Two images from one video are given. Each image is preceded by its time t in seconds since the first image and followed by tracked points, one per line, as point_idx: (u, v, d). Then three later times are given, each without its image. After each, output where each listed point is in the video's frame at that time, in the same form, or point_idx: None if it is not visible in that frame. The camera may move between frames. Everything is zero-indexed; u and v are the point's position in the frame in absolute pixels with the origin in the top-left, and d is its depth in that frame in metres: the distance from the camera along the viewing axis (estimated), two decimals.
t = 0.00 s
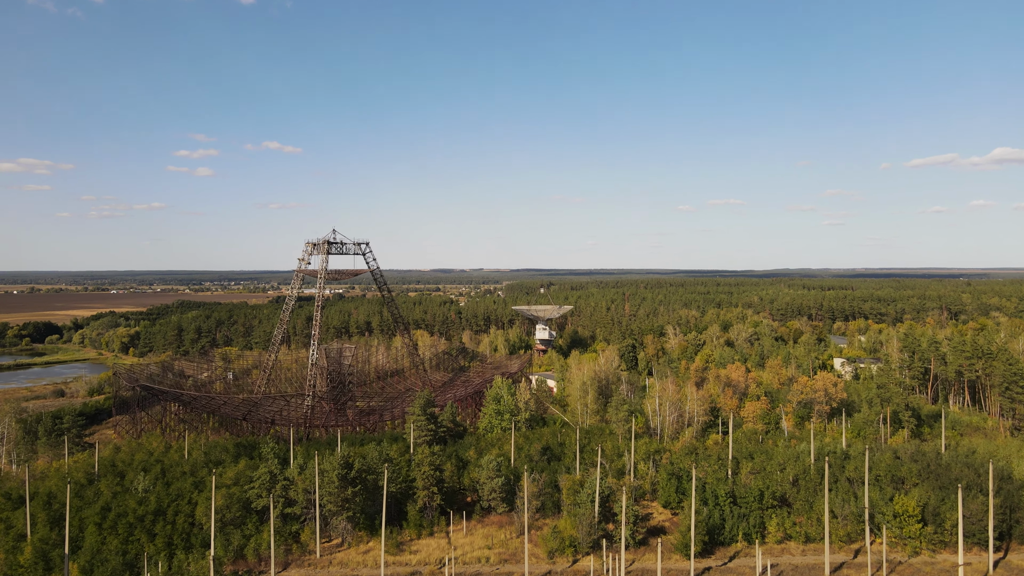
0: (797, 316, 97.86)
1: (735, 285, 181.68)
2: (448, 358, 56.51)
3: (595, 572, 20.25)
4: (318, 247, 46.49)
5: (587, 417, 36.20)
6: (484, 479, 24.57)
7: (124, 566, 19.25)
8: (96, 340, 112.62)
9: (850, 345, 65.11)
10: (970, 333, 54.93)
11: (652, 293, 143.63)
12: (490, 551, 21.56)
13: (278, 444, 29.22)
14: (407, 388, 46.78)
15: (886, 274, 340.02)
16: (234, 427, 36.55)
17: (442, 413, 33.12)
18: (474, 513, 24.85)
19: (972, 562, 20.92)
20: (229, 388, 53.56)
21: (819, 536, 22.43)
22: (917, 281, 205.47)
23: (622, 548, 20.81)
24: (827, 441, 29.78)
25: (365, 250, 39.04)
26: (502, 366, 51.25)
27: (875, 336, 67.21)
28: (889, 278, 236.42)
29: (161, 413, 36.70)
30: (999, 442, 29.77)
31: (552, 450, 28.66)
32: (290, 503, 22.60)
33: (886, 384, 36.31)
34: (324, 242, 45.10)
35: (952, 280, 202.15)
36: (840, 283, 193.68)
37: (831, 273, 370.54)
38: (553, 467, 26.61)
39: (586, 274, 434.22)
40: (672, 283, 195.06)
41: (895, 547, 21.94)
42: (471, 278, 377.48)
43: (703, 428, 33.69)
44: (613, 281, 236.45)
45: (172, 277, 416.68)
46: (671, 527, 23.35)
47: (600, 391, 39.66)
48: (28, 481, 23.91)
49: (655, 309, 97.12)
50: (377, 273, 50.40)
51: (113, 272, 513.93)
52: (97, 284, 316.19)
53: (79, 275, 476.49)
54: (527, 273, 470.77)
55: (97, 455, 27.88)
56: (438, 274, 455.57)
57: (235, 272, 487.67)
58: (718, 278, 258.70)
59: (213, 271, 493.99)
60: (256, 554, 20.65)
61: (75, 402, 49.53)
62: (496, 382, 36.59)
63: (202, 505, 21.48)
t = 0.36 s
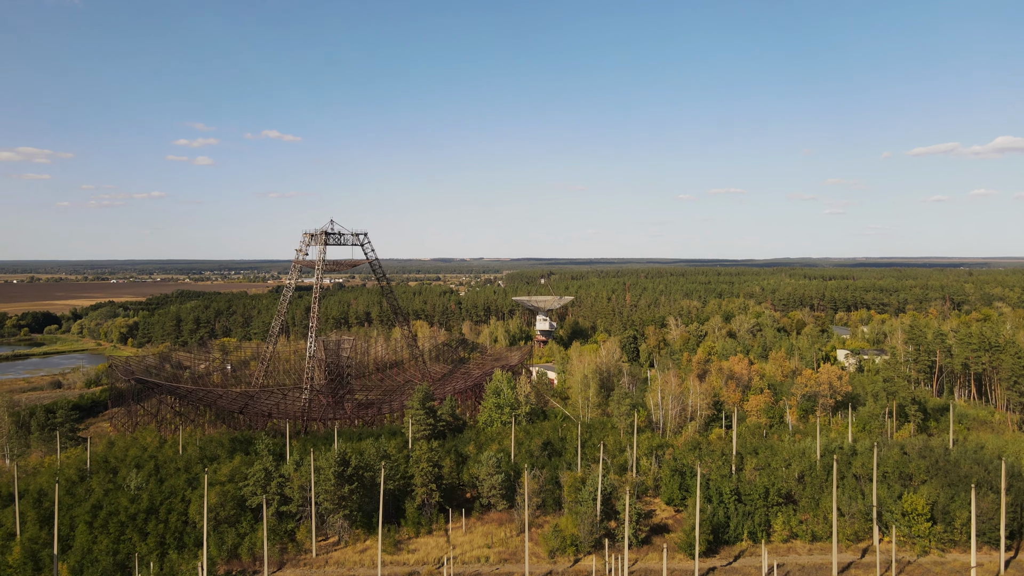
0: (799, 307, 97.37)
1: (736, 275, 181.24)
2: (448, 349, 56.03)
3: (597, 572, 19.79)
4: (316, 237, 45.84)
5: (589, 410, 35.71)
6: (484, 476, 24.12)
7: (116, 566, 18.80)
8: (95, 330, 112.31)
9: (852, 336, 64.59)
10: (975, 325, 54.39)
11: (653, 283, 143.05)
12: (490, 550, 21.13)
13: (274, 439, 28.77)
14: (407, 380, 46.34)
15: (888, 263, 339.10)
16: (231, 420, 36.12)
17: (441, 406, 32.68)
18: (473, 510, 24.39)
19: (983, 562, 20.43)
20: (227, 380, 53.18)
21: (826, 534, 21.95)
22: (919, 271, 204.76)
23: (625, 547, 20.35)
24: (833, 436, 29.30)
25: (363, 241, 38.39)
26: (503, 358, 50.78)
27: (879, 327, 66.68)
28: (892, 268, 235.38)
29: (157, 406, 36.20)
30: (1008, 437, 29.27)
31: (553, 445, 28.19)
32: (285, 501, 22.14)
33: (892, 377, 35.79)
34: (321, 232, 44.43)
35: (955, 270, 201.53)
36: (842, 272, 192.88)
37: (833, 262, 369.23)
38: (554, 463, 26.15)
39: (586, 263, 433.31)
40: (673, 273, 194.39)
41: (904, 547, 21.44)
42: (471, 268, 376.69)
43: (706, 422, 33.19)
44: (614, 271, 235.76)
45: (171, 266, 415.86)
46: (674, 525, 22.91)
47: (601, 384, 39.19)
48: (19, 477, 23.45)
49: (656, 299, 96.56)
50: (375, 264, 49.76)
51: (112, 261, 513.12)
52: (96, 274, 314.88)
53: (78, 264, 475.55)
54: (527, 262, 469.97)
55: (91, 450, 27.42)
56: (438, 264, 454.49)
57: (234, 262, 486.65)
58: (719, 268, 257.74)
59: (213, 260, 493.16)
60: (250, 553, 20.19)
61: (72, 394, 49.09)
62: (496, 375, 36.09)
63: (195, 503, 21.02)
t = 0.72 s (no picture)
0: (801, 298, 96.87)
1: (737, 265, 180.67)
2: (447, 341, 55.54)
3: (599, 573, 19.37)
4: (314, 229, 45.24)
5: (590, 404, 35.28)
6: (483, 472, 23.69)
7: (107, 566, 18.37)
8: (94, 321, 111.87)
9: (855, 328, 64.15)
10: (980, 316, 53.85)
11: (654, 273, 142.37)
12: (489, 549, 20.72)
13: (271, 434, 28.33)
14: (406, 373, 45.92)
15: (889, 254, 338.32)
16: (228, 414, 35.70)
17: (440, 400, 32.27)
18: (473, 507, 23.97)
19: (992, 563, 20.03)
20: (225, 372, 52.75)
21: (832, 533, 21.51)
22: (921, 261, 204.27)
23: (628, 546, 19.92)
24: (838, 431, 28.85)
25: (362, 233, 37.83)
26: (503, 351, 50.29)
27: (882, 318, 66.17)
28: (893, 258, 234.69)
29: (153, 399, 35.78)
30: (1016, 432, 28.81)
31: (554, 440, 27.74)
32: (281, 499, 21.71)
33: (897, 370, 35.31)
34: (319, 223, 43.85)
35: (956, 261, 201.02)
36: (843, 262, 192.09)
37: (833, 252, 368.82)
38: (555, 459, 25.71)
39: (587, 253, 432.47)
40: (673, 263, 193.84)
41: (912, 546, 20.98)
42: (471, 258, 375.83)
43: (709, 416, 32.72)
44: (615, 261, 235.13)
45: (171, 256, 415.07)
46: (677, 523, 22.48)
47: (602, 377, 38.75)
48: (9, 475, 22.99)
49: (657, 290, 95.97)
50: (374, 255, 49.18)
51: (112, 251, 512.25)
52: (95, 263, 314.20)
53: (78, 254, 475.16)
54: (528, 252, 469.14)
55: (84, 446, 26.97)
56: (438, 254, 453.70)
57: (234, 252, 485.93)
58: (719, 258, 256.81)
59: (212, 250, 492.40)
60: (244, 553, 19.76)
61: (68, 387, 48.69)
62: (496, 368, 35.65)
63: (189, 502, 20.58)
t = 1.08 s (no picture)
0: (803, 287, 96.19)
1: (737, 254, 180.03)
2: (446, 332, 55.00)
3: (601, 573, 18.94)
4: (311, 219, 44.54)
5: (591, 397, 34.78)
6: (483, 469, 23.23)
7: (96, 568, 17.91)
8: (92, 311, 111.33)
9: (858, 318, 63.63)
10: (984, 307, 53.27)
11: (655, 262, 141.73)
12: (488, 548, 20.28)
13: (268, 430, 27.88)
14: (404, 365, 45.45)
15: (891, 243, 337.29)
16: (225, 407, 35.26)
17: (439, 394, 31.82)
18: (472, 504, 23.53)
19: (1004, 563, 19.58)
20: (222, 363, 52.27)
21: (839, 532, 21.06)
22: (923, 250, 203.47)
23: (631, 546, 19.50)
24: (844, 425, 28.36)
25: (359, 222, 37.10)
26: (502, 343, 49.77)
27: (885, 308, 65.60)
28: (895, 247, 233.84)
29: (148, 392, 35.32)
30: None
31: (554, 436, 27.26)
32: (276, 497, 21.24)
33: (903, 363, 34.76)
34: (317, 213, 43.15)
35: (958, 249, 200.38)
36: (844, 251, 191.36)
37: (834, 241, 367.83)
38: (556, 455, 25.23)
39: (587, 242, 431.18)
40: (675, 253, 193.01)
41: (921, 546, 20.52)
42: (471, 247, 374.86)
43: (712, 410, 32.23)
44: (616, 249, 234.07)
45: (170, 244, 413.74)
46: (681, 522, 22.05)
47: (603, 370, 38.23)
48: None
49: (659, 279, 95.36)
50: (372, 245, 48.51)
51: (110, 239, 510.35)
52: (94, 252, 313.10)
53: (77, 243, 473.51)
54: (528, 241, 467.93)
55: (76, 441, 26.47)
56: (438, 242, 452.56)
57: (233, 240, 484.41)
58: (720, 247, 255.83)
59: (212, 239, 491.11)
60: (238, 553, 19.32)
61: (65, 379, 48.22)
62: (495, 360, 35.10)
63: (182, 501, 20.14)
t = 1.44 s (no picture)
0: (805, 278, 95.59)
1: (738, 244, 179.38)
2: (446, 324, 54.48)
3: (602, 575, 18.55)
4: (308, 210, 43.89)
5: (592, 391, 34.29)
6: (482, 466, 22.81)
7: (86, 570, 17.51)
8: (90, 301, 110.82)
9: (861, 310, 63.04)
10: (988, 299, 52.81)
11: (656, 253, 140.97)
12: (488, 548, 19.87)
13: (264, 425, 27.45)
14: (403, 358, 44.99)
15: (892, 233, 336.13)
16: (221, 401, 34.88)
17: (438, 388, 31.40)
18: (471, 502, 23.11)
19: (1015, 564, 19.18)
20: (220, 355, 51.84)
21: (846, 532, 20.65)
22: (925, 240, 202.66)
23: (633, 547, 19.11)
24: (849, 421, 27.92)
25: (356, 214, 36.45)
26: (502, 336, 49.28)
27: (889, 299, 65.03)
28: (897, 237, 232.98)
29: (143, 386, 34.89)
30: None
31: (555, 432, 26.79)
32: (271, 496, 20.82)
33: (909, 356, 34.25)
34: (313, 204, 42.49)
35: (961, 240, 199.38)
36: (846, 241, 190.45)
37: (835, 231, 366.80)
38: (556, 451, 24.80)
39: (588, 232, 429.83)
40: (676, 242, 192.15)
41: (931, 546, 20.11)
42: (471, 236, 373.95)
43: (715, 404, 31.75)
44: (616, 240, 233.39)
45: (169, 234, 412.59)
46: (684, 520, 21.65)
47: (604, 363, 37.74)
48: None
49: (660, 270, 94.78)
50: (371, 236, 47.87)
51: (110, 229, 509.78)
52: (94, 242, 313.04)
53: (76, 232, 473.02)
54: (528, 231, 466.70)
55: (68, 438, 26.02)
56: (438, 232, 451.36)
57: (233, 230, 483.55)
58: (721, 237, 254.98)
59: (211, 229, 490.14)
60: (232, 554, 18.92)
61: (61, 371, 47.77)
62: (495, 354, 34.60)
63: (174, 500, 19.72)
